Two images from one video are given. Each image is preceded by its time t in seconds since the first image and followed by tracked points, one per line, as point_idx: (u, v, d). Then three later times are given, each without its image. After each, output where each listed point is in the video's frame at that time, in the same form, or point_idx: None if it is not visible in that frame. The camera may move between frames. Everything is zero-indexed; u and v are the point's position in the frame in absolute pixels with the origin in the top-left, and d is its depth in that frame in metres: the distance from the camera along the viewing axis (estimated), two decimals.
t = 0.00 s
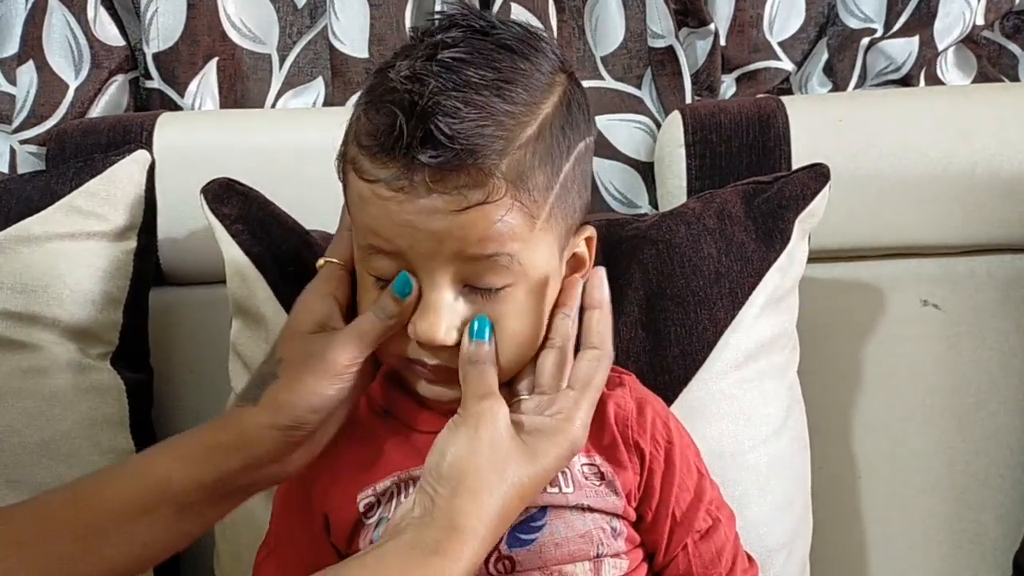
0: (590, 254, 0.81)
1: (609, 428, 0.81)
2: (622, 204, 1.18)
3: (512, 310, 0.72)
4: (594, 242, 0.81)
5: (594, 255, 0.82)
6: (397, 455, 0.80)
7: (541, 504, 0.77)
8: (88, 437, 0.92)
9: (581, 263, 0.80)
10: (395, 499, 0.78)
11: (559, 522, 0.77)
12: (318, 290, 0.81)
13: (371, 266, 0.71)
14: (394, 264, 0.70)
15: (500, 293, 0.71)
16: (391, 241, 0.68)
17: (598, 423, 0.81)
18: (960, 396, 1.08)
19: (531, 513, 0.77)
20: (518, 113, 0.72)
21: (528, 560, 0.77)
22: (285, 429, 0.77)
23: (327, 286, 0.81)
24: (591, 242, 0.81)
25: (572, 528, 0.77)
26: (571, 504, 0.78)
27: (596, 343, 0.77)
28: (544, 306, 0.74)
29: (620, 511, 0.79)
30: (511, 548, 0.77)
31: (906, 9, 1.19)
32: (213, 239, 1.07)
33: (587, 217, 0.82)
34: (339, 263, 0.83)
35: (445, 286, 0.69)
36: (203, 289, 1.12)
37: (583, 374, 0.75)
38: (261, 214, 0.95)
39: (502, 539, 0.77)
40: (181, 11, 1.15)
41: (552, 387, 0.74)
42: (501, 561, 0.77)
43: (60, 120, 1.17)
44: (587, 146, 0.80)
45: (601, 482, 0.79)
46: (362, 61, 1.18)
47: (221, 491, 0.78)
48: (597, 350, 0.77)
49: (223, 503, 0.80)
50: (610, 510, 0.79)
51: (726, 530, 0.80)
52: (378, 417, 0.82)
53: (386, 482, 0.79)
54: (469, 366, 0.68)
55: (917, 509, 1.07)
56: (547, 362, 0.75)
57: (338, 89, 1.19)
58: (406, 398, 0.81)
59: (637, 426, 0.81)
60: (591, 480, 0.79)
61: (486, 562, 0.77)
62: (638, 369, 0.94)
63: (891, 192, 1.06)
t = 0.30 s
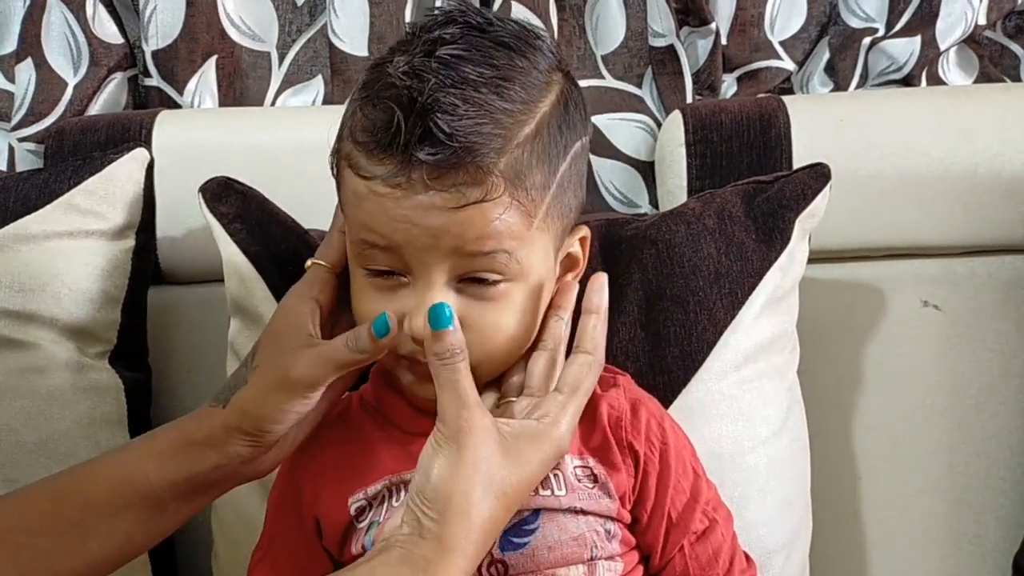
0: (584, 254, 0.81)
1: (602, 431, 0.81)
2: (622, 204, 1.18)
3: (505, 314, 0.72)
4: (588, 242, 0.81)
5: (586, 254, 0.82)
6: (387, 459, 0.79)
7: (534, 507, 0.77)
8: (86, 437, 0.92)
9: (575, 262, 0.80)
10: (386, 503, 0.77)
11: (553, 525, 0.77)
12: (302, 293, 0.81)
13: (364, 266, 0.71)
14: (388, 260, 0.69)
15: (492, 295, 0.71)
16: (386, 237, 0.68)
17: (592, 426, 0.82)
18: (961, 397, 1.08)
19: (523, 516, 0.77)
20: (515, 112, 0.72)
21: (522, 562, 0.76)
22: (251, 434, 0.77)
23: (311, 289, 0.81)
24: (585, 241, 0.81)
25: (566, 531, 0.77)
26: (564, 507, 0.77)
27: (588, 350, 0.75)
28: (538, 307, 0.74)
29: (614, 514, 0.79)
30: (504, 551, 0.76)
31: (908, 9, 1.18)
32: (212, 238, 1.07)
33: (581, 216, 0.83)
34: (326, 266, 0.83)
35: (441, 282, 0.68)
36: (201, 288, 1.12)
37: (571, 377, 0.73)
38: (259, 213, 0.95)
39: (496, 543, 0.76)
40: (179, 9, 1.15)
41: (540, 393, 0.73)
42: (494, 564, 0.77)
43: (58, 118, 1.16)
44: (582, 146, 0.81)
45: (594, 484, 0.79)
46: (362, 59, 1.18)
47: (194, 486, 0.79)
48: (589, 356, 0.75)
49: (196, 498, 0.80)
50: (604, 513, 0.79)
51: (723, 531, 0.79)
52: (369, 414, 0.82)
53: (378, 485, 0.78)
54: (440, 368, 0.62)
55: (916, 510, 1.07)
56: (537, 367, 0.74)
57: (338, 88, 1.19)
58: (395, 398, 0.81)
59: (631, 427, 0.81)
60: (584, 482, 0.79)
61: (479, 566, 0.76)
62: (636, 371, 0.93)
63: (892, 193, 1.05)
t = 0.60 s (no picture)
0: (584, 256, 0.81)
1: (604, 432, 0.81)
2: (621, 204, 1.18)
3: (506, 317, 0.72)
4: (589, 244, 0.81)
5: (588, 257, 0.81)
6: (390, 457, 0.79)
7: (536, 507, 0.77)
8: (84, 437, 0.91)
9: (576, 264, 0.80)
10: (387, 501, 0.77)
11: (554, 525, 0.77)
12: (309, 296, 0.82)
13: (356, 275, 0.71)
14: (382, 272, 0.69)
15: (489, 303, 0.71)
16: (377, 250, 0.68)
17: (594, 427, 0.81)
18: (960, 398, 1.08)
19: (525, 516, 0.77)
20: (505, 122, 0.72)
21: (524, 562, 0.76)
22: (272, 435, 0.78)
23: (320, 290, 0.82)
24: (584, 245, 0.81)
25: (567, 531, 0.77)
26: (566, 508, 0.77)
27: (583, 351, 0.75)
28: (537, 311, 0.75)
29: (615, 515, 0.79)
30: (505, 551, 0.76)
31: (907, 9, 1.18)
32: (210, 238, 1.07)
33: (580, 219, 0.82)
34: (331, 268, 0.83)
35: (431, 294, 0.69)
36: (199, 288, 1.12)
37: (569, 377, 0.73)
38: (258, 214, 0.95)
39: (497, 543, 0.76)
40: (178, 10, 1.15)
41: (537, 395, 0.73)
42: (495, 564, 0.76)
43: (56, 119, 1.16)
44: (576, 151, 0.80)
45: (597, 486, 0.79)
46: (360, 60, 1.17)
47: (210, 492, 0.80)
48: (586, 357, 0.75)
49: (211, 504, 0.81)
50: (605, 514, 0.78)
51: (723, 534, 0.79)
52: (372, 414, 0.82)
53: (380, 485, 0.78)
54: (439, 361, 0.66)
55: (916, 511, 1.07)
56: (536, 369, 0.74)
57: (336, 88, 1.19)
58: (393, 395, 0.80)
59: (633, 429, 0.81)
60: (586, 484, 0.79)
61: (481, 565, 0.76)
62: (635, 372, 0.93)
63: (891, 193, 1.05)
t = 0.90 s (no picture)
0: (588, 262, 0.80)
1: (605, 434, 0.81)
2: (617, 204, 1.17)
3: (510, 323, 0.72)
4: (594, 251, 0.81)
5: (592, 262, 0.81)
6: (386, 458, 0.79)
7: (534, 511, 0.77)
8: (80, 437, 0.91)
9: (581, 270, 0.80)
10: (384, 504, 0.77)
11: (552, 528, 0.77)
12: (294, 298, 0.82)
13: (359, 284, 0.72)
14: (386, 282, 0.69)
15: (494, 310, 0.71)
16: (379, 261, 0.68)
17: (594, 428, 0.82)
18: (957, 397, 1.08)
19: (522, 519, 0.77)
20: (512, 133, 0.72)
21: (520, 565, 0.76)
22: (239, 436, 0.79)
23: (305, 295, 0.82)
24: (590, 250, 0.80)
25: (564, 535, 0.77)
26: (563, 514, 0.78)
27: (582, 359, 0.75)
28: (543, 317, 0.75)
29: (612, 519, 0.79)
30: (502, 553, 0.76)
31: (903, 9, 1.19)
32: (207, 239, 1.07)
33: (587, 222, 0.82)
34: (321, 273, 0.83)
35: (431, 304, 0.69)
36: (195, 288, 1.11)
37: (560, 387, 0.73)
38: (254, 213, 0.95)
39: (494, 545, 0.76)
40: (175, 9, 1.15)
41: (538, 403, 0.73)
42: (493, 566, 0.76)
43: (52, 118, 1.16)
44: (584, 159, 0.80)
45: (595, 490, 0.79)
46: (357, 59, 1.17)
47: (184, 480, 0.81)
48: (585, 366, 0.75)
49: (184, 489, 0.82)
50: (602, 518, 0.79)
51: (721, 537, 0.79)
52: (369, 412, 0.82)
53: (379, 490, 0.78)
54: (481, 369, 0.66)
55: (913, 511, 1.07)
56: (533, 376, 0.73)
57: (333, 88, 1.19)
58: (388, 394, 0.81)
59: (634, 432, 0.81)
60: (585, 488, 0.79)
61: (478, 569, 0.76)
62: (631, 372, 0.93)
63: (887, 193, 1.05)
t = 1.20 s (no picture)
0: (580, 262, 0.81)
1: (606, 433, 0.80)
2: (617, 204, 1.18)
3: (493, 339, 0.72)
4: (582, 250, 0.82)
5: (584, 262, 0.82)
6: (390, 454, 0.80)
7: (533, 512, 0.77)
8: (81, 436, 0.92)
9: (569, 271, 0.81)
10: (383, 508, 0.79)
11: (551, 530, 0.77)
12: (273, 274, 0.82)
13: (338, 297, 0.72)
14: (361, 301, 0.69)
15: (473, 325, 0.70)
16: (354, 283, 0.68)
17: (593, 426, 0.81)
18: (955, 398, 1.08)
19: (521, 521, 0.77)
20: (478, 142, 0.70)
21: (519, 567, 0.77)
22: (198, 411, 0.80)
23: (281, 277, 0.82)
24: (580, 249, 0.82)
25: (563, 536, 0.78)
26: (562, 515, 0.78)
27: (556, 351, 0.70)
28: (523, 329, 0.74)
29: (611, 519, 0.79)
30: (502, 555, 0.77)
31: (902, 10, 1.19)
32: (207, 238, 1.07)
33: (574, 218, 0.81)
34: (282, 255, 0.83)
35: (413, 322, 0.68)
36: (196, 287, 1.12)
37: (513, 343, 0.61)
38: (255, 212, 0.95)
39: (493, 547, 0.77)
40: (175, 9, 1.15)
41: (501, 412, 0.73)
42: (491, 569, 0.76)
43: (52, 117, 1.16)
44: (564, 159, 0.78)
45: (594, 491, 0.79)
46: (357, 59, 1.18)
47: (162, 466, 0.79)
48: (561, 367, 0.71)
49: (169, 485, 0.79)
50: (601, 519, 0.79)
51: (722, 536, 0.79)
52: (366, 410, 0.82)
53: (378, 493, 0.79)
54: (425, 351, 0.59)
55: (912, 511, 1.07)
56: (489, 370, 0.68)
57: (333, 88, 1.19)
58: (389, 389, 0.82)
59: (633, 432, 0.81)
60: (583, 489, 0.78)
61: (477, 571, 0.76)
62: (631, 370, 0.93)
63: (886, 194, 1.06)
